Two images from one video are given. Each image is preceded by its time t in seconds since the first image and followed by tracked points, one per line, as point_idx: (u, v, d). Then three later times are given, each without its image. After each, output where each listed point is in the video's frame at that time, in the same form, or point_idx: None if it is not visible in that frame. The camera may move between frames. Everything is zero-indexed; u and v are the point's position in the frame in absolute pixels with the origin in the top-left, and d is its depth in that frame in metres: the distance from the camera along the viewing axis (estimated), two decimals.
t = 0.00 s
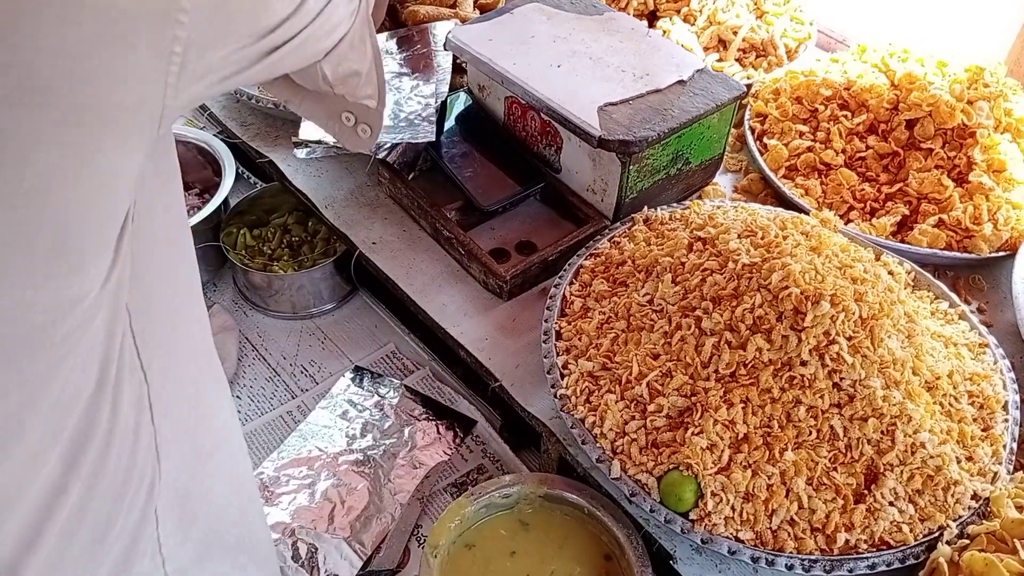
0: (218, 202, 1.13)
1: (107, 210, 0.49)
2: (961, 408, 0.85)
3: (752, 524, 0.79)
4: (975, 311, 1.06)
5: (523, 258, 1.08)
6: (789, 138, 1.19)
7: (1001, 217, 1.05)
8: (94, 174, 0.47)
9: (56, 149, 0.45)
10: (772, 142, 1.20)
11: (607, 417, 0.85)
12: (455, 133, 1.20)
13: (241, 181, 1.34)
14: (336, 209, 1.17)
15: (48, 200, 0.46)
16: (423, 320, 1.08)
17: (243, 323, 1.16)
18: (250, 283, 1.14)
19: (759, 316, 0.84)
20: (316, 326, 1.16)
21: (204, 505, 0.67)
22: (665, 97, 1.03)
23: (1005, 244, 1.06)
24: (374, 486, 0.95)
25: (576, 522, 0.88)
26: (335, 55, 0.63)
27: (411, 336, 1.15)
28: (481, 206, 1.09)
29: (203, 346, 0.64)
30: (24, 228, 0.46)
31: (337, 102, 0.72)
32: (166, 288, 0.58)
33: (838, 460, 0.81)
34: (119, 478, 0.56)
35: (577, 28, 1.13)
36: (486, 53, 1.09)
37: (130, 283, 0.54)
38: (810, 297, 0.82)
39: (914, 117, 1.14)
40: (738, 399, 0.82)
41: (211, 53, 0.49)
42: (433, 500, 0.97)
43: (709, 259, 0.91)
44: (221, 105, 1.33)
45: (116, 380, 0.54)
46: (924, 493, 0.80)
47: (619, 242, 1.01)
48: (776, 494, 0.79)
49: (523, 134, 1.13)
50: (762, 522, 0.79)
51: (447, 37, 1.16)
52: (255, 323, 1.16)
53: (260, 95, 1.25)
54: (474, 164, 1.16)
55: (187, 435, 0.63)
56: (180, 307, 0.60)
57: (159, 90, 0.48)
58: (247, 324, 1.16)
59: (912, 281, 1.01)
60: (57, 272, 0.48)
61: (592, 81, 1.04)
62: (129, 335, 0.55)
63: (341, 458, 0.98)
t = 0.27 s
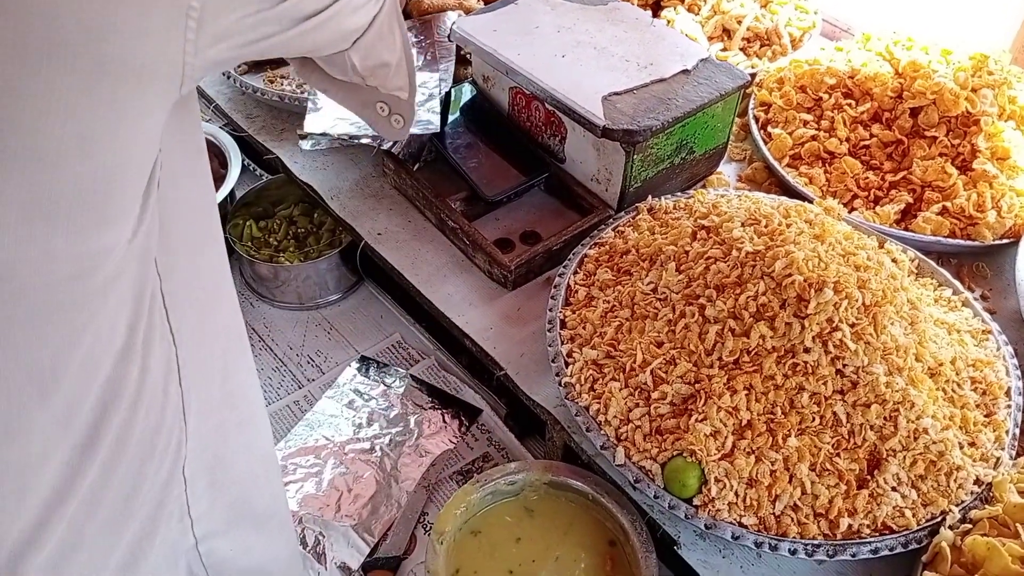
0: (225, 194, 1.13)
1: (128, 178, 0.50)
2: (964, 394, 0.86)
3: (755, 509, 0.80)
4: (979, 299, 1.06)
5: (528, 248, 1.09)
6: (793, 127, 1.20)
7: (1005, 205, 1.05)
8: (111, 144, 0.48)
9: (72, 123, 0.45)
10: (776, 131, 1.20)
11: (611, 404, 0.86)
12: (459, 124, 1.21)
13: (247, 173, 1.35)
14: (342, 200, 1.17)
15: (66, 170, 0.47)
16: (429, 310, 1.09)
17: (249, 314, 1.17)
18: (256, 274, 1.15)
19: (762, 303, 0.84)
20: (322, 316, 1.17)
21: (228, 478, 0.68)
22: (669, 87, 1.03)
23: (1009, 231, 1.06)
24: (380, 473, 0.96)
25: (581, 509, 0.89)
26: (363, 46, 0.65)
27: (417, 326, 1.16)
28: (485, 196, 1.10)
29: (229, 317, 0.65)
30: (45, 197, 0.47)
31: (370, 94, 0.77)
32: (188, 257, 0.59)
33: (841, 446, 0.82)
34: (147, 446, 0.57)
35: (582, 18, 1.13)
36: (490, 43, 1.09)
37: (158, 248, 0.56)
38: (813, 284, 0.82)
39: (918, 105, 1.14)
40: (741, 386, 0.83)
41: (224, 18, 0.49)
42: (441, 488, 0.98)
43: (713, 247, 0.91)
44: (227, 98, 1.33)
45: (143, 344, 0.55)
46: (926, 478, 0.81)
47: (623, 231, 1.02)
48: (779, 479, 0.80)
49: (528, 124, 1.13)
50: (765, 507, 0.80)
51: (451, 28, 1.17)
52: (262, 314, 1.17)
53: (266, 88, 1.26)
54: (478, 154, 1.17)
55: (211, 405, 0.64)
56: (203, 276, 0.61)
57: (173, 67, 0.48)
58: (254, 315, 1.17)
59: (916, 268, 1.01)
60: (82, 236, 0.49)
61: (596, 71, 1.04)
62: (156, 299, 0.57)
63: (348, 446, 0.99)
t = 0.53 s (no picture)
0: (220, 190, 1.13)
1: (117, 189, 0.52)
2: (958, 386, 0.86)
3: (751, 503, 0.80)
4: (974, 290, 1.06)
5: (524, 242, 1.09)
6: (788, 119, 1.19)
7: (1000, 196, 1.06)
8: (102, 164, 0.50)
9: (66, 139, 0.48)
10: (771, 123, 1.20)
11: (607, 399, 0.86)
12: (454, 118, 1.20)
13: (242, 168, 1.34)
14: (337, 195, 1.17)
15: (58, 186, 0.49)
16: (425, 306, 1.09)
17: (246, 310, 1.17)
18: (252, 271, 1.15)
19: (757, 298, 0.84)
20: (319, 312, 1.17)
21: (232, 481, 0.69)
22: (663, 80, 1.02)
23: (1003, 222, 1.07)
24: (379, 469, 0.96)
25: (578, 503, 0.89)
26: (357, 83, 0.66)
27: (413, 321, 1.16)
28: (481, 190, 1.10)
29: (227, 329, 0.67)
30: (39, 216, 0.49)
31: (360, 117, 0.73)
32: (187, 272, 0.62)
33: (836, 440, 0.82)
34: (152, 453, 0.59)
35: (576, 11, 1.12)
36: (484, 37, 1.08)
37: (155, 262, 0.58)
38: (808, 279, 0.82)
39: (913, 96, 1.14)
40: (737, 380, 0.83)
41: (217, 24, 0.50)
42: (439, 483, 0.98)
43: (709, 242, 0.91)
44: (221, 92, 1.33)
45: (142, 356, 0.57)
46: (921, 471, 0.81)
47: (619, 226, 1.02)
48: (775, 474, 0.81)
49: (522, 118, 1.13)
50: (761, 502, 0.80)
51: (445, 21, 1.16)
52: (258, 311, 1.17)
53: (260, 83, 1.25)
54: (473, 148, 1.17)
55: (213, 415, 0.66)
56: (199, 290, 0.64)
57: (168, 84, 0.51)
58: (250, 311, 1.17)
59: (911, 261, 1.02)
60: (80, 246, 0.51)
61: (591, 65, 1.04)
62: (155, 312, 0.58)
63: (346, 442, 0.99)
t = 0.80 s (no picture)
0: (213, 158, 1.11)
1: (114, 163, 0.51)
2: (952, 363, 0.86)
3: (743, 477, 0.81)
4: (970, 268, 1.06)
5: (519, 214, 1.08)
6: (787, 94, 1.19)
7: (998, 174, 1.05)
8: (101, 146, 0.49)
9: (61, 116, 0.46)
10: (770, 98, 1.19)
11: (602, 372, 0.86)
12: (450, 88, 1.19)
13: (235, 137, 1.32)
14: (331, 166, 1.16)
15: (57, 168, 0.47)
16: (420, 278, 1.08)
17: (239, 279, 1.16)
18: (245, 240, 1.14)
19: (753, 273, 0.84)
20: (312, 282, 1.16)
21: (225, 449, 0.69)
22: (663, 53, 1.01)
23: (1001, 201, 1.06)
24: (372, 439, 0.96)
25: (571, 475, 0.90)
26: (351, 76, 0.68)
27: (407, 293, 1.15)
28: (477, 162, 1.08)
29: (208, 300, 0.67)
30: (38, 198, 0.48)
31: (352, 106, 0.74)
32: (175, 247, 0.61)
33: (829, 415, 0.82)
34: (151, 428, 0.59)
35: None
36: (482, 7, 1.07)
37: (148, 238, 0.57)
38: (805, 255, 0.82)
39: (913, 73, 1.13)
40: (731, 355, 0.83)
41: None
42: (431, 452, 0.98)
43: (706, 216, 0.90)
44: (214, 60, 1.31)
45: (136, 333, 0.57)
46: (914, 447, 0.82)
47: (616, 199, 1.01)
48: (767, 448, 0.81)
49: (520, 90, 1.11)
50: (753, 475, 0.80)
51: None
52: (251, 280, 1.16)
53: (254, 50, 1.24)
54: (470, 120, 1.16)
55: (205, 385, 0.66)
56: (190, 261, 0.63)
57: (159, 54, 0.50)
58: (243, 280, 1.16)
59: (907, 238, 1.01)
60: (78, 222, 0.50)
61: (590, 36, 1.02)
62: (148, 288, 0.58)
63: (339, 412, 0.99)
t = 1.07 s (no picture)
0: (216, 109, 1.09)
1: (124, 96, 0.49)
2: (956, 342, 0.86)
3: (743, 447, 0.81)
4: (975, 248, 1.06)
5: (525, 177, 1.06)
6: (800, 65, 1.17)
7: (1008, 154, 1.04)
8: (112, 74, 0.47)
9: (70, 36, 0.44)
10: (782, 68, 1.17)
11: (605, 338, 0.86)
12: (458, 46, 1.16)
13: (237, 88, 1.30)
14: (335, 121, 1.14)
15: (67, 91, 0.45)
16: (423, 238, 1.07)
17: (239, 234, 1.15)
18: (246, 193, 1.12)
19: (762, 244, 0.83)
20: (314, 239, 1.15)
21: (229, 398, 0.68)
22: (677, 17, 0.99)
23: (1010, 181, 1.05)
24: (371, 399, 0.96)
25: (570, 440, 0.90)
26: None
27: (409, 254, 1.14)
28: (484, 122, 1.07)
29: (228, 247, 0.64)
30: (46, 121, 0.45)
31: None
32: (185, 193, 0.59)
33: (831, 389, 0.82)
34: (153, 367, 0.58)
35: None
36: None
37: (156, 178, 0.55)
38: (815, 227, 0.81)
39: (928, 48, 1.11)
40: (736, 325, 0.83)
41: None
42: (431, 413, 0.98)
43: (716, 185, 0.89)
44: (218, 8, 1.28)
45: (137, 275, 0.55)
46: (914, 424, 0.82)
47: (624, 165, 1.00)
48: (768, 419, 0.81)
49: (529, 49, 1.09)
50: (753, 446, 0.80)
51: None
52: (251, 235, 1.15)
53: None
54: (478, 79, 1.13)
55: (211, 329, 0.65)
56: (202, 213, 0.61)
57: None
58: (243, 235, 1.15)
59: (915, 215, 1.00)
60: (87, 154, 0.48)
61: None
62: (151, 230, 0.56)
63: (338, 370, 0.98)
